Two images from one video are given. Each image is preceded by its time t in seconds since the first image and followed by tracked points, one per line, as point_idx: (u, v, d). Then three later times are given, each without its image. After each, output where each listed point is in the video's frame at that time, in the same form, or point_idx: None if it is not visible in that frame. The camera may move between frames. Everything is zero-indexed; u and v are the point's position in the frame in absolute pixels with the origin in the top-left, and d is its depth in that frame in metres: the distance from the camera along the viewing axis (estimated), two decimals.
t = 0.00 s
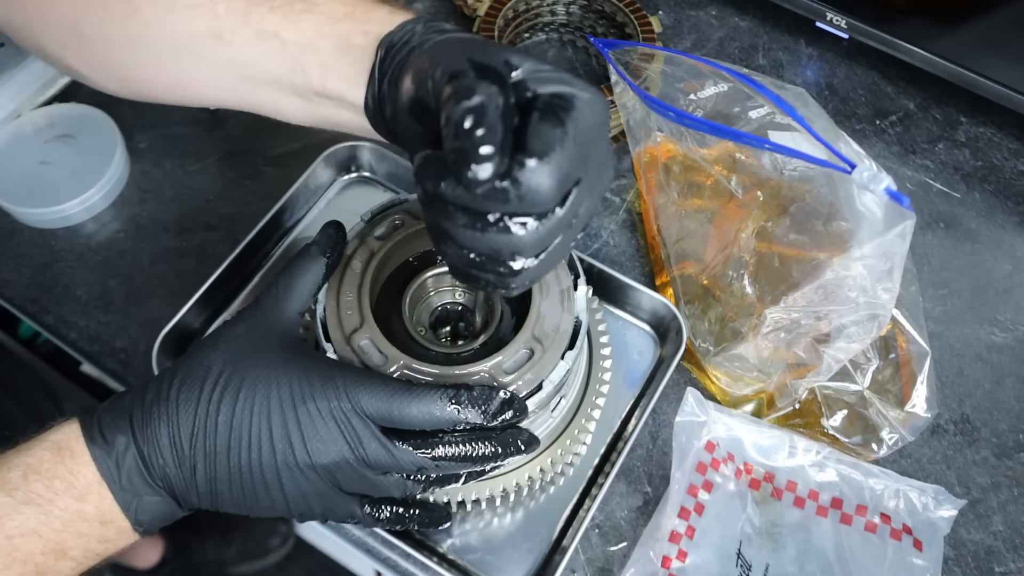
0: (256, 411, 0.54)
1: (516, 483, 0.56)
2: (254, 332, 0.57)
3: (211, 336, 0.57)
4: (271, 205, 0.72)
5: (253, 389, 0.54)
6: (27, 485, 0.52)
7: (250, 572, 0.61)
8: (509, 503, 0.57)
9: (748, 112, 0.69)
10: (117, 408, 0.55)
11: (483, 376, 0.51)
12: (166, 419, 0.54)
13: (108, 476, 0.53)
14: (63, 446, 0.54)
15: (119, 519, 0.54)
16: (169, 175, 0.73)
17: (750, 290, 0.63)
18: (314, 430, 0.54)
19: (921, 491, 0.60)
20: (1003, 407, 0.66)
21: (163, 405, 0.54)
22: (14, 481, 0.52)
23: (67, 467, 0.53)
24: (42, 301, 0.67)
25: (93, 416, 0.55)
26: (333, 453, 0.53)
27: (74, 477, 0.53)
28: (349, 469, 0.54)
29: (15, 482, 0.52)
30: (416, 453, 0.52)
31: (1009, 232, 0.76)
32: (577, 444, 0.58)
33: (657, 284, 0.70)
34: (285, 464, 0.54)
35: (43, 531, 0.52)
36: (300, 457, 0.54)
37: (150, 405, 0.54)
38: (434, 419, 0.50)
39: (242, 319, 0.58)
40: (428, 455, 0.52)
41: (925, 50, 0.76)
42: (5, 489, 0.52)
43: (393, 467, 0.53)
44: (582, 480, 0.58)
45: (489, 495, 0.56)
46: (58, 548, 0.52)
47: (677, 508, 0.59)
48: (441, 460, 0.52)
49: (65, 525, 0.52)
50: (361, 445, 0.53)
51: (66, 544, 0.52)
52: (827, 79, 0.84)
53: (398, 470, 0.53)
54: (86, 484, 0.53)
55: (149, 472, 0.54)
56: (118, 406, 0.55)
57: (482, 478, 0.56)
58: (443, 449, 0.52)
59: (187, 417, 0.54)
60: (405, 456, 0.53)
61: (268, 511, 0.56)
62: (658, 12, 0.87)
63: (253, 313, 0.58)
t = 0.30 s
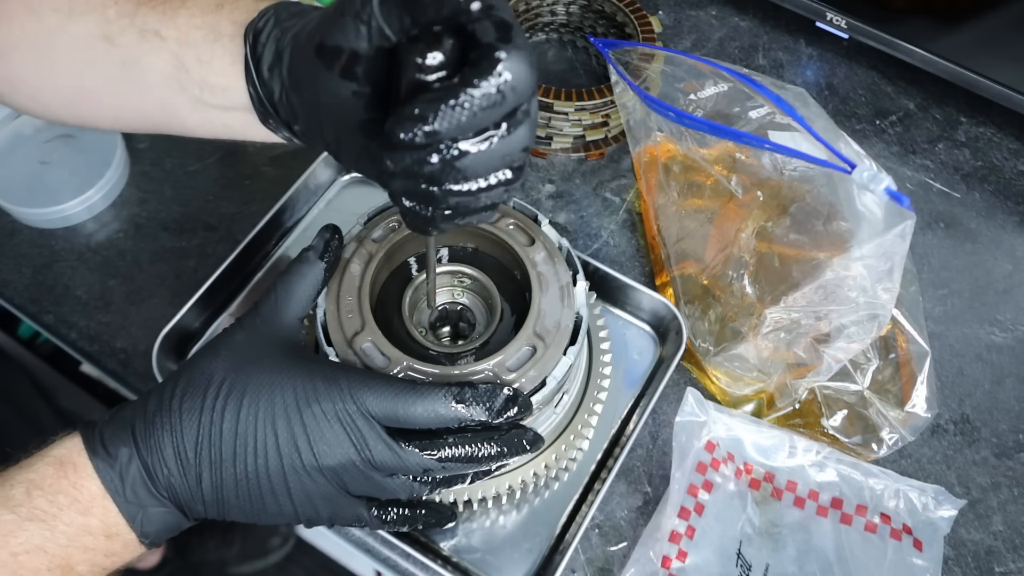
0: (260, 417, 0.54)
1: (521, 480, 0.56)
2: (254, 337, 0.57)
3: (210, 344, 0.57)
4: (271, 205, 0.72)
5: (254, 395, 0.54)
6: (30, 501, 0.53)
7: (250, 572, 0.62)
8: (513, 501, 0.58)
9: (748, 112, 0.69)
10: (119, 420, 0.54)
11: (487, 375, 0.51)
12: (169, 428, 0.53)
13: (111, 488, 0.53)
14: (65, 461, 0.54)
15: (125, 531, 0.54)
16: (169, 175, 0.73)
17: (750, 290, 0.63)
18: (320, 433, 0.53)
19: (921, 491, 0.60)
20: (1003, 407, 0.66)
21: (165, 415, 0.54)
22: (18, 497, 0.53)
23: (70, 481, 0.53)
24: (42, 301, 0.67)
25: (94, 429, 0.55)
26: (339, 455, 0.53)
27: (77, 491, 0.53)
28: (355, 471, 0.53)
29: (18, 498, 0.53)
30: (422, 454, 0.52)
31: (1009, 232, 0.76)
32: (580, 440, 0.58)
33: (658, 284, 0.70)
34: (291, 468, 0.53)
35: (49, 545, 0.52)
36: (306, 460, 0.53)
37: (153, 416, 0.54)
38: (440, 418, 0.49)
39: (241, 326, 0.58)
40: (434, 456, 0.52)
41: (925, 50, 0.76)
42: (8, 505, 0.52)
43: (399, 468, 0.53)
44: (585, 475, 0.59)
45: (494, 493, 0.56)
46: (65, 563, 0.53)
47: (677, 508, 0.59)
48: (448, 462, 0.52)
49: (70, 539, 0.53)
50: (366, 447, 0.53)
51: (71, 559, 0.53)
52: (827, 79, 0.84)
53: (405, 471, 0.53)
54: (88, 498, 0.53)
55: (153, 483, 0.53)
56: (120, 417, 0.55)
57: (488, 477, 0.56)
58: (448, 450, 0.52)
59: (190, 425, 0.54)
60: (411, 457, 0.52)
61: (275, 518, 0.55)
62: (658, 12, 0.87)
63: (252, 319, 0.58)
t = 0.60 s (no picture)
0: (260, 415, 0.54)
1: (522, 479, 0.56)
2: (253, 341, 0.57)
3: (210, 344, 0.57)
4: (271, 205, 0.72)
5: (254, 395, 0.54)
6: (24, 505, 0.53)
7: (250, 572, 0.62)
8: (513, 501, 0.58)
9: (748, 112, 0.69)
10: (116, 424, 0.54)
11: (488, 374, 0.51)
12: (166, 429, 0.53)
13: (108, 491, 0.53)
14: (61, 463, 0.54)
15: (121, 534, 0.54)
16: (169, 175, 0.73)
17: (750, 290, 0.63)
18: (321, 431, 0.53)
19: (921, 491, 0.60)
20: (1003, 407, 0.66)
21: (163, 416, 0.54)
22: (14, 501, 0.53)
23: (65, 485, 0.53)
24: (42, 301, 0.67)
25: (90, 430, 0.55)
26: (340, 454, 0.53)
27: (72, 494, 0.53)
28: (355, 470, 0.53)
29: (14, 502, 0.53)
30: (422, 454, 0.52)
31: (1009, 232, 0.76)
32: (581, 440, 0.58)
33: (658, 284, 0.70)
34: (291, 467, 0.53)
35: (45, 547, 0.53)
36: (307, 459, 0.53)
37: (150, 416, 0.54)
38: (441, 415, 0.49)
39: (241, 325, 0.58)
40: (434, 455, 0.51)
41: (925, 50, 0.76)
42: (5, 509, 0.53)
43: (400, 468, 0.52)
44: (586, 474, 0.59)
45: (495, 493, 0.56)
46: (60, 567, 0.54)
47: (677, 508, 0.59)
48: (448, 461, 0.51)
49: (65, 543, 0.53)
50: (367, 444, 0.52)
51: (67, 562, 0.54)
52: (827, 79, 0.84)
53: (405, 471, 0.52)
54: (83, 500, 0.53)
55: (151, 484, 0.53)
56: (118, 419, 0.54)
57: (490, 477, 0.56)
58: (448, 449, 0.51)
59: (189, 426, 0.53)
60: (411, 456, 0.52)
61: (275, 519, 0.55)
62: (658, 12, 0.87)
63: (252, 319, 0.58)
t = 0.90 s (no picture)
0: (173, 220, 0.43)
1: (522, 479, 0.57)
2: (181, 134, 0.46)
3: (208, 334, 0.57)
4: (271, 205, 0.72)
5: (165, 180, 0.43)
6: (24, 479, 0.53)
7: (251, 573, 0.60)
8: (513, 501, 0.58)
9: (748, 112, 0.69)
10: None
11: (488, 373, 0.51)
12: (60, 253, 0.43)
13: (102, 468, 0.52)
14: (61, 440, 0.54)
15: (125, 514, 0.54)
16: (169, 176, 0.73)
17: (750, 290, 0.63)
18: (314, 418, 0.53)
19: (921, 491, 0.60)
20: (1003, 407, 0.66)
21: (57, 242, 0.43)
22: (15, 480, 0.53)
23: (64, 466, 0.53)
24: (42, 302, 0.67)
25: None
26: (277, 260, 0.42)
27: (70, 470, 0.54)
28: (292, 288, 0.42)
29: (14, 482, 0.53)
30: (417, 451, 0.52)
31: (1009, 232, 0.76)
32: (581, 440, 0.58)
33: (658, 284, 0.69)
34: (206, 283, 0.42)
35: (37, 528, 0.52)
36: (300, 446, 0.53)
37: (40, 234, 0.43)
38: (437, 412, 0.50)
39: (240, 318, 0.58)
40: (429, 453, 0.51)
41: (925, 50, 0.76)
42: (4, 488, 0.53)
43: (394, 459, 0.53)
44: (586, 473, 0.59)
45: (496, 492, 0.57)
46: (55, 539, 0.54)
47: (677, 508, 0.59)
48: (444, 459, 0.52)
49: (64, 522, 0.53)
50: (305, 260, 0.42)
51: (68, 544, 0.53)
52: (827, 79, 0.84)
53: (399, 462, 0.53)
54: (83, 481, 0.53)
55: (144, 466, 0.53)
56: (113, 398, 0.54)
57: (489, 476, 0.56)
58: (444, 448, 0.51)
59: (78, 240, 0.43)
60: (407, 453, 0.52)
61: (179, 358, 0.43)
62: (658, 12, 0.87)
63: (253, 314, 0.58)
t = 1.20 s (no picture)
0: (255, 411, 0.54)
1: (522, 479, 0.56)
2: (254, 334, 0.57)
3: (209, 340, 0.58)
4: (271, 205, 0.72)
5: (252, 387, 0.54)
6: (28, 488, 0.53)
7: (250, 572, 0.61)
8: (513, 501, 0.58)
9: (748, 112, 0.69)
10: (114, 421, 0.54)
11: (488, 374, 0.51)
12: (166, 420, 0.54)
13: (108, 477, 0.53)
14: (64, 450, 0.54)
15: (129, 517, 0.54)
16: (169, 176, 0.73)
17: (751, 290, 0.63)
18: (313, 425, 0.53)
19: (921, 491, 0.60)
20: (1003, 407, 0.66)
21: (164, 406, 0.54)
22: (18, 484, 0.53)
23: (67, 470, 0.53)
24: (42, 301, 0.67)
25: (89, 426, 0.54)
26: (333, 449, 0.53)
27: (74, 479, 0.53)
28: (349, 467, 0.53)
29: (18, 487, 0.53)
30: (416, 452, 0.52)
31: (1009, 232, 0.76)
32: (581, 439, 0.58)
33: (658, 284, 0.70)
34: (285, 461, 0.53)
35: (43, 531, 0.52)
36: (300, 453, 0.53)
37: (151, 407, 0.54)
38: (434, 414, 0.49)
39: (240, 321, 0.58)
40: (429, 454, 0.52)
41: (925, 50, 0.76)
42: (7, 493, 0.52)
43: (393, 466, 0.53)
44: (586, 474, 0.59)
45: (496, 492, 0.56)
46: (60, 551, 0.53)
47: (677, 508, 0.59)
48: (441, 460, 0.51)
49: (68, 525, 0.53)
50: (361, 441, 0.52)
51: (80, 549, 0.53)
52: (827, 79, 0.84)
53: (398, 467, 0.52)
54: (85, 485, 0.53)
55: (148, 473, 0.53)
56: (118, 409, 0.55)
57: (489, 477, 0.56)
58: (443, 449, 0.52)
59: (188, 415, 0.54)
60: (405, 454, 0.52)
61: (269, 515, 0.55)
62: (658, 12, 0.87)
63: (251, 315, 0.58)
